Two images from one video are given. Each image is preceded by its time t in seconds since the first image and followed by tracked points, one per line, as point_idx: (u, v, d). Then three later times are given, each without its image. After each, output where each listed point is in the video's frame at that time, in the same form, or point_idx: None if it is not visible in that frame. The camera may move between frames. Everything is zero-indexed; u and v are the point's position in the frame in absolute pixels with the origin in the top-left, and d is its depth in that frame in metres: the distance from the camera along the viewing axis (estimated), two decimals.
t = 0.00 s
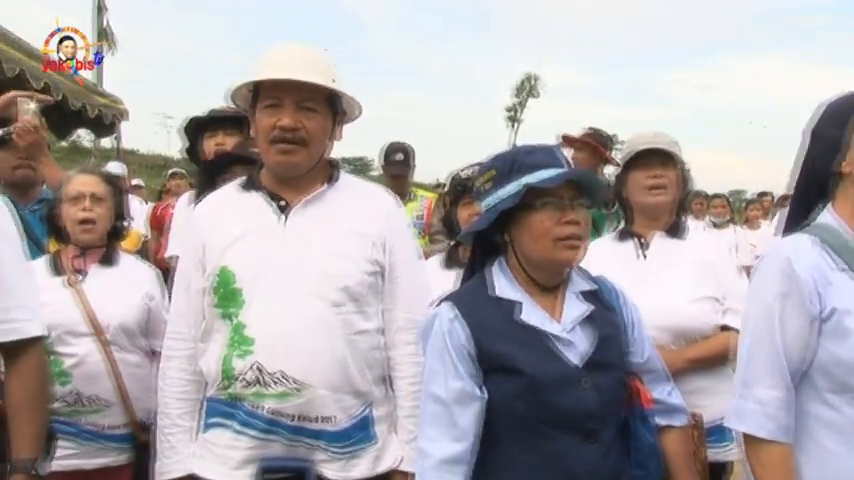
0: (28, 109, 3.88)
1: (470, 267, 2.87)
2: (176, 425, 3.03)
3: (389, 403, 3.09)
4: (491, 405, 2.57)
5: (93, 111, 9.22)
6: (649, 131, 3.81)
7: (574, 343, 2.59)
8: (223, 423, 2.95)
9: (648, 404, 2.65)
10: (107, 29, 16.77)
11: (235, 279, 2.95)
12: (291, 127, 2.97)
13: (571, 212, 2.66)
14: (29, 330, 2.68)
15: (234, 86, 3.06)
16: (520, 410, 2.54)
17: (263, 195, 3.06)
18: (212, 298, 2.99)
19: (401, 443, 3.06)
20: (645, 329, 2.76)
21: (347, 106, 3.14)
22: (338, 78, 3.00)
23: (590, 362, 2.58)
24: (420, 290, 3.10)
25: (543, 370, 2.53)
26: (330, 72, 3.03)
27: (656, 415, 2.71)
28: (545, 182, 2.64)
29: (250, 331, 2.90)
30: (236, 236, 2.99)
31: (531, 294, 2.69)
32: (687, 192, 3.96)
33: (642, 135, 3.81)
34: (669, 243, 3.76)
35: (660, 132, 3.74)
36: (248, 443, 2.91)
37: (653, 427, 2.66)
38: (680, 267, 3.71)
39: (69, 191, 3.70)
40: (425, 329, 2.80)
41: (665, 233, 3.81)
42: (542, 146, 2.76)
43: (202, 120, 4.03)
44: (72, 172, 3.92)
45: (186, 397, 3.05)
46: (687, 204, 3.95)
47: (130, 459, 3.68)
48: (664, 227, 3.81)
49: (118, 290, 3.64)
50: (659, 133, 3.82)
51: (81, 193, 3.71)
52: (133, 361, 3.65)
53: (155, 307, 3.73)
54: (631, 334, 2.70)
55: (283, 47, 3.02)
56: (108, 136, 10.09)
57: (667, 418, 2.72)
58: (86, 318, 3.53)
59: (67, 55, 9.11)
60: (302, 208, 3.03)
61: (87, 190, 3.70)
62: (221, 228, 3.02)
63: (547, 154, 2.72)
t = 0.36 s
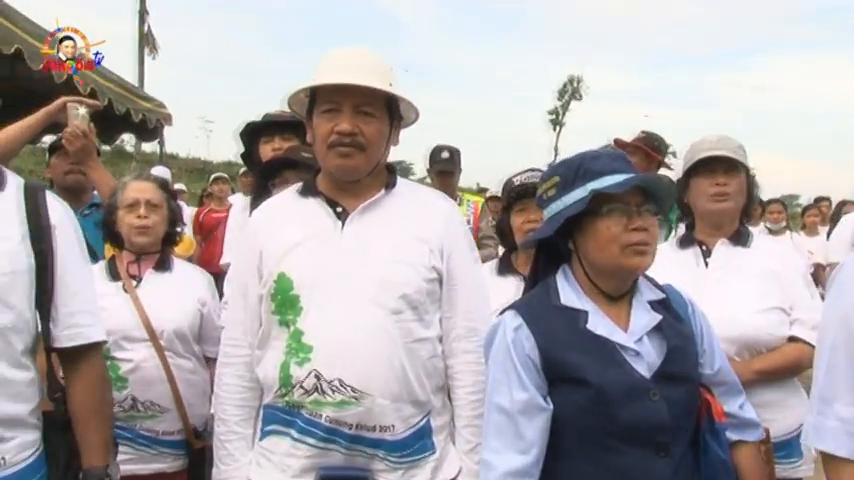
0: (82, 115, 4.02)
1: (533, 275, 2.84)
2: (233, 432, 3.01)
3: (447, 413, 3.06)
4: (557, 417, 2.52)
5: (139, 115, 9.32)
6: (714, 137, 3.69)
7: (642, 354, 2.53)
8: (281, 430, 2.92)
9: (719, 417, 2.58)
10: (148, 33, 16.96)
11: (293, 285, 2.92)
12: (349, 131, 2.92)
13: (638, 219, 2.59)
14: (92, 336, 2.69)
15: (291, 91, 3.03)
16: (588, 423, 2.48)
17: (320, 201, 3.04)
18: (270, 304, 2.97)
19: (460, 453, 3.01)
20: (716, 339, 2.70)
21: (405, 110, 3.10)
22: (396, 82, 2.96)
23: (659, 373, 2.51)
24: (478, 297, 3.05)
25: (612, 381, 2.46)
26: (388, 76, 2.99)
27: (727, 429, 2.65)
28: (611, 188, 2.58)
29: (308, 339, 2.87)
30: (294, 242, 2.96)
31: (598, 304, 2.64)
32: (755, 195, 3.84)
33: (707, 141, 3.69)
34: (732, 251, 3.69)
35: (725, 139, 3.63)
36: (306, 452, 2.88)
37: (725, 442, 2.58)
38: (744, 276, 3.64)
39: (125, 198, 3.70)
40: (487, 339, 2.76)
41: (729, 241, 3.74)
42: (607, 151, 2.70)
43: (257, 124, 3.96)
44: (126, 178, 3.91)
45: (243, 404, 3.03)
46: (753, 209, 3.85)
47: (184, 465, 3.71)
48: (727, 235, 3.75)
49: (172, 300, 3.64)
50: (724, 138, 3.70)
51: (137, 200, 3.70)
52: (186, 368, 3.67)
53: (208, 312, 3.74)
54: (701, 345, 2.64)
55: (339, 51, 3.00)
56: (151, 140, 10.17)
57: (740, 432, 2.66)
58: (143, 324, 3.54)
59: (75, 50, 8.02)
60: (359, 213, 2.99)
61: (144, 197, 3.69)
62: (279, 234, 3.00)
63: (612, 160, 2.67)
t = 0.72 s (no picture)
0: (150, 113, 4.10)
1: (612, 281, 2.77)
2: (303, 436, 3.00)
3: (519, 420, 3.00)
4: (638, 427, 2.45)
5: (194, 116, 9.40)
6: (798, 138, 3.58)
7: (728, 365, 2.45)
8: (352, 435, 2.91)
9: (813, 434, 2.51)
10: (202, 33, 17.16)
11: (365, 289, 2.89)
12: (423, 135, 2.88)
13: (723, 225, 2.51)
14: (157, 331, 2.60)
15: (363, 94, 3.01)
16: (672, 435, 2.40)
17: (392, 203, 3.00)
18: (340, 308, 2.94)
19: (535, 462, 2.94)
20: (805, 351, 2.61)
21: (478, 112, 3.05)
22: (470, 83, 2.90)
23: (747, 386, 2.43)
24: (552, 303, 2.99)
25: (698, 392, 2.38)
26: (461, 77, 2.94)
27: (822, 446, 2.60)
28: (695, 193, 2.50)
29: (380, 343, 2.84)
30: (366, 245, 2.93)
31: (681, 313, 2.57)
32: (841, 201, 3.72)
33: (790, 142, 3.59)
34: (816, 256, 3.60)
35: (810, 141, 3.52)
36: (377, 458, 2.86)
37: (817, 459, 2.51)
38: (829, 282, 3.53)
39: (195, 201, 3.75)
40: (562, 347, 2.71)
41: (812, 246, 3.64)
42: (689, 156, 2.62)
43: (324, 128, 3.91)
44: (195, 181, 3.99)
45: (313, 408, 3.01)
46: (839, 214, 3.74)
47: (249, 468, 3.71)
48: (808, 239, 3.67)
49: (240, 301, 3.66)
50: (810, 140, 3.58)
51: (207, 203, 3.75)
52: (253, 370, 3.67)
53: (274, 314, 3.74)
54: (790, 357, 2.55)
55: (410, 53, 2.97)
56: (206, 141, 10.27)
57: (834, 449, 2.60)
58: (211, 325, 3.56)
59: (75, 49, 7.15)
60: (431, 217, 2.96)
61: (213, 200, 3.74)
62: (351, 236, 2.97)
63: (696, 164, 2.58)
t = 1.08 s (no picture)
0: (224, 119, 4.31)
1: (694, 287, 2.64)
2: (375, 442, 2.97)
3: (596, 430, 2.95)
4: (727, 440, 2.34)
5: (252, 118, 9.48)
6: None
7: (823, 376, 2.35)
8: (423, 442, 2.86)
9: None
10: (257, 36, 17.35)
11: (439, 293, 2.85)
12: (499, 136, 2.82)
13: (816, 230, 2.39)
14: (216, 331, 2.54)
15: (437, 97, 2.96)
16: (763, 449, 2.29)
17: (466, 206, 2.95)
18: (414, 312, 2.90)
19: (612, 473, 2.84)
20: None
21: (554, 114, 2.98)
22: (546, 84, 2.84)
23: (844, 399, 2.32)
24: (631, 309, 2.91)
25: (790, 406, 2.27)
26: (537, 78, 2.87)
27: None
28: (787, 196, 2.38)
29: (456, 349, 2.79)
30: (442, 248, 2.89)
31: (772, 322, 2.45)
32: None
33: None
34: None
35: None
36: (451, 466, 2.81)
37: None
38: None
39: (264, 203, 3.80)
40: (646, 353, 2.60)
41: None
42: (779, 158, 2.50)
43: (393, 129, 3.93)
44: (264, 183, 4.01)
45: (384, 414, 2.98)
46: None
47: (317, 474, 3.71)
48: None
49: (310, 302, 3.69)
50: None
51: (278, 206, 3.79)
52: (321, 376, 3.67)
53: (342, 319, 3.73)
54: None
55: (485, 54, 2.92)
56: (263, 143, 10.36)
57: None
58: (280, 330, 3.58)
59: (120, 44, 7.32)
60: (508, 220, 2.90)
61: (282, 202, 3.79)
62: (424, 240, 2.93)
63: (787, 166, 2.46)
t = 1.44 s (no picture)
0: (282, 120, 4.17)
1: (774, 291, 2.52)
2: (438, 447, 2.94)
3: (668, 438, 2.85)
4: (811, 451, 2.22)
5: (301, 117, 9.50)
6: None
7: None
8: (488, 448, 2.80)
9: None
10: (305, 34, 17.44)
11: (504, 296, 2.79)
12: (566, 135, 2.75)
13: None
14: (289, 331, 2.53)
15: (503, 95, 2.90)
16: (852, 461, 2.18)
17: (532, 207, 2.89)
18: (479, 316, 2.85)
19: None
20: None
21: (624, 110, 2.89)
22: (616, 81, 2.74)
23: None
24: (704, 313, 2.81)
25: None
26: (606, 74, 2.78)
27: None
28: None
29: (522, 353, 2.73)
30: (502, 253, 2.83)
31: None
32: None
33: None
34: None
35: None
36: (517, 472, 2.74)
37: None
38: None
39: (322, 203, 3.77)
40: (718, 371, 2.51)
41: None
42: None
43: (454, 128, 3.96)
44: (323, 183, 4.00)
45: (447, 419, 2.94)
46: None
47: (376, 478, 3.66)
48: None
49: (367, 303, 3.64)
50: None
51: (335, 206, 3.77)
52: (379, 379, 3.63)
53: (399, 322, 3.68)
54: None
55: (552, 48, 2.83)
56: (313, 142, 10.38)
57: None
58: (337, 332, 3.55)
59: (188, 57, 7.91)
60: (576, 221, 2.83)
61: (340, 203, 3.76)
62: (489, 241, 2.87)
63: None
